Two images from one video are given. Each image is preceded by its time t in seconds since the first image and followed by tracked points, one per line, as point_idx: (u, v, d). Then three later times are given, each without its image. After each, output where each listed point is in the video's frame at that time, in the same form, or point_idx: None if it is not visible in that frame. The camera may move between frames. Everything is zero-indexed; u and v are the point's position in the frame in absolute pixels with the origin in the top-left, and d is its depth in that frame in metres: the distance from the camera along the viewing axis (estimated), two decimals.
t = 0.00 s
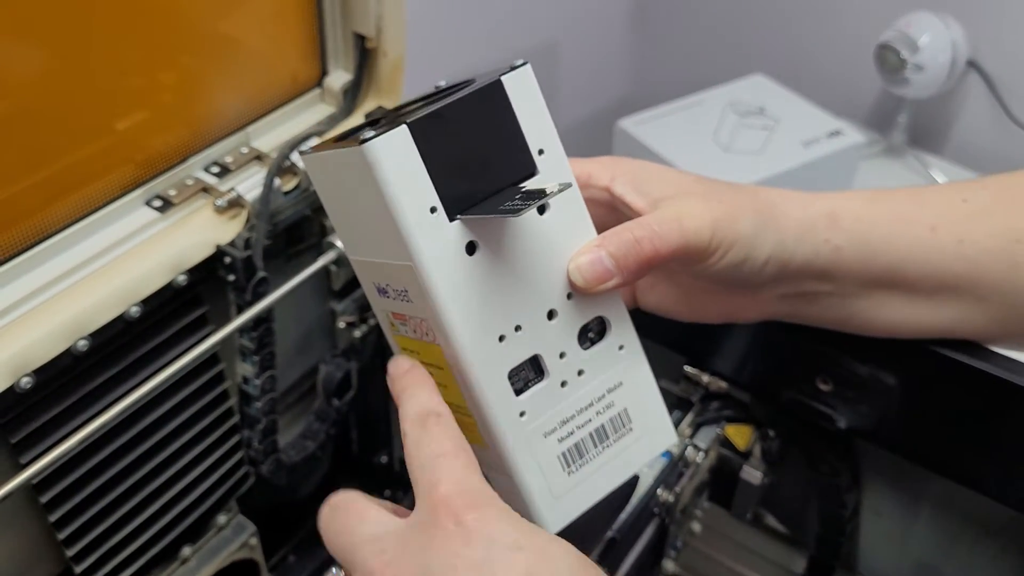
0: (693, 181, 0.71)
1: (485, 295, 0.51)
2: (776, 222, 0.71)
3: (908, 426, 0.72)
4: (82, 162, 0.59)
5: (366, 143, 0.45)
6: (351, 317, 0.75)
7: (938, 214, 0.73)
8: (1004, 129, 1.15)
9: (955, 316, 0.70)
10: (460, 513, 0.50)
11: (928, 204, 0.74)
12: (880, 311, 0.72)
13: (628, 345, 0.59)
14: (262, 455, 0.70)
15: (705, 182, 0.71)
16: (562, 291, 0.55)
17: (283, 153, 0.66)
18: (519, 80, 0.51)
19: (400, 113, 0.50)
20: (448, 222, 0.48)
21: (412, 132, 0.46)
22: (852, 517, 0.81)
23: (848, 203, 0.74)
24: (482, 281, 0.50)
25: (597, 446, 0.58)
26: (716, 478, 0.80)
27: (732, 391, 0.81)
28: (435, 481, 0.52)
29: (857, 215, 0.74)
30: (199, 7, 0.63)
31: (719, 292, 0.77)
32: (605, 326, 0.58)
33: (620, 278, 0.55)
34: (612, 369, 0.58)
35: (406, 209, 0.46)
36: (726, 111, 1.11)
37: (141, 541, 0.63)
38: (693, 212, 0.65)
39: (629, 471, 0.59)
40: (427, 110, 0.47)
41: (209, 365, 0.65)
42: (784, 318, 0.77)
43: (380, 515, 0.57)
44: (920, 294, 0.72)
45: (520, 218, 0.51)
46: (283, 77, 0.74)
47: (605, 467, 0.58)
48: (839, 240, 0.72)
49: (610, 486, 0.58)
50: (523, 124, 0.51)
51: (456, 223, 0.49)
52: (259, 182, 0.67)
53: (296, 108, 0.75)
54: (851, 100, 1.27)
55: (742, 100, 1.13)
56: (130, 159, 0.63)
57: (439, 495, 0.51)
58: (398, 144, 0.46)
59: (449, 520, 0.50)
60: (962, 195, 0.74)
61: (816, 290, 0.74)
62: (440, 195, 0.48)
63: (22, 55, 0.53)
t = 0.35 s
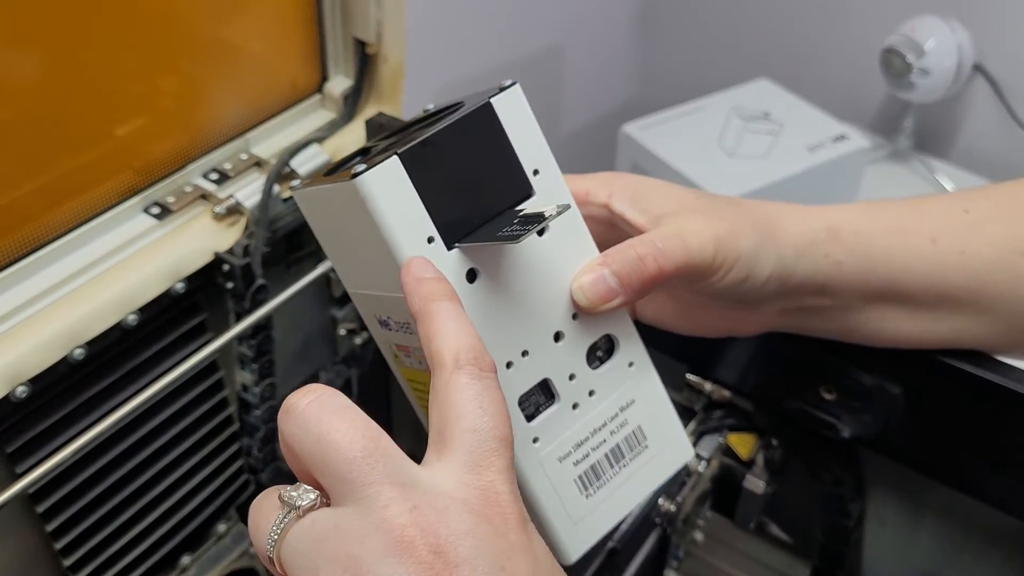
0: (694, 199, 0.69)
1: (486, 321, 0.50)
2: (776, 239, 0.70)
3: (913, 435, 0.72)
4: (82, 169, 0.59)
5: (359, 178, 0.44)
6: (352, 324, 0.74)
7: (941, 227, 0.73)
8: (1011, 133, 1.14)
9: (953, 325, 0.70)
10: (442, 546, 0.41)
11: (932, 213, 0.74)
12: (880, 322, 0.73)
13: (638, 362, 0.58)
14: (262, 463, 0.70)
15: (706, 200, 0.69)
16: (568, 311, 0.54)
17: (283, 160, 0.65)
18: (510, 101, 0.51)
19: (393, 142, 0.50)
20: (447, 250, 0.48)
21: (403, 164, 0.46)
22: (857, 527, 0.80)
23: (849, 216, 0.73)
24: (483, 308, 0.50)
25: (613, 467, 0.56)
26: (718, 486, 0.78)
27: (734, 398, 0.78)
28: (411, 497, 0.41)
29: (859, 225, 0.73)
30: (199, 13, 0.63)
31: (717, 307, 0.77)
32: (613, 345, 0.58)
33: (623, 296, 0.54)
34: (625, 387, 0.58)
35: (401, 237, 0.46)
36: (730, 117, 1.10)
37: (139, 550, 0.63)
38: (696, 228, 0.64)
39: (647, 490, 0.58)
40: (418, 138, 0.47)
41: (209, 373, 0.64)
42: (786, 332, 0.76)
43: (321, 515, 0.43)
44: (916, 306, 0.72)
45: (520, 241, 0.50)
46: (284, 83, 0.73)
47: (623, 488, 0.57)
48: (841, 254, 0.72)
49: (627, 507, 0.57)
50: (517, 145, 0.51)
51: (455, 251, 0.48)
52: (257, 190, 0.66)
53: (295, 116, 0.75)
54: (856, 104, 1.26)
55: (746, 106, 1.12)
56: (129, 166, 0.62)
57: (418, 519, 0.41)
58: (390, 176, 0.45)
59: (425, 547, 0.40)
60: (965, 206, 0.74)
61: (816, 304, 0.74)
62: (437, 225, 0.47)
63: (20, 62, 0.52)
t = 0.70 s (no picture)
0: (707, 212, 0.68)
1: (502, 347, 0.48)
2: (791, 252, 0.69)
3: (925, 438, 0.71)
4: (94, 172, 0.59)
5: (371, 209, 0.42)
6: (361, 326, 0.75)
7: (956, 236, 0.72)
8: None
9: (968, 336, 0.69)
10: (459, 554, 0.40)
11: (945, 219, 0.73)
12: (893, 333, 0.71)
13: (657, 381, 0.56)
14: (272, 467, 0.70)
15: (720, 213, 0.68)
16: (585, 334, 0.52)
17: (291, 162, 0.65)
18: (523, 120, 0.48)
19: (407, 164, 0.48)
20: (462, 277, 0.46)
21: (415, 189, 0.43)
22: (868, 532, 0.80)
23: (862, 226, 0.73)
24: (497, 333, 0.48)
25: (634, 488, 0.55)
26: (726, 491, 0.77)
27: (744, 403, 0.77)
28: (428, 504, 0.41)
29: (871, 234, 0.72)
30: (209, 16, 0.63)
31: (733, 326, 0.74)
32: (632, 364, 0.55)
33: (642, 318, 0.52)
34: (644, 407, 0.56)
35: (415, 266, 0.44)
36: (743, 119, 1.09)
37: (147, 552, 0.63)
38: (710, 245, 0.63)
39: (668, 509, 0.57)
40: (430, 163, 0.45)
41: (217, 375, 0.65)
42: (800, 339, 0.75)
43: (338, 519, 0.43)
44: (932, 316, 0.71)
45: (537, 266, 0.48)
46: (293, 86, 0.73)
47: (643, 507, 0.56)
48: (855, 266, 0.71)
49: (647, 528, 0.56)
50: (532, 166, 0.49)
51: (470, 277, 0.47)
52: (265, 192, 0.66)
53: (309, 115, 0.75)
54: (870, 108, 1.25)
55: (759, 108, 1.12)
56: (140, 170, 0.63)
57: (435, 526, 0.41)
58: (403, 205, 0.43)
59: (443, 554, 0.40)
60: (983, 214, 0.73)
61: (829, 314, 0.73)
62: (452, 251, 0.46)
63: (28, 66, 0.53)
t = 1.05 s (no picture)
0: (709, 211, 0.67)
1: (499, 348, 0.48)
2: (791, 256, 0.68)
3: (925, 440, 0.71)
4: (93, 172, 0.59)
5: (369, 207, 0.42)
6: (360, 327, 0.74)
7: (957, 238, 0.71)
8: None
9: (969, 337, 0.68)
10: (457, 556, 0.40)
11: (947, 219, 0.73)
12: (891, 332, 0.71)
13: (654, 383, 0.56)
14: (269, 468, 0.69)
15: (721, 214, 0.67)
16: (582, 334, 0.51)
17: (288, 164, 0.65)
18: (523, 120, 0.48)
19: (408, 161, 0.48)
20: (459, 277, 0.46)
21: (414, 188, 0.43)
22: (868, 535, 0.79)
23: (865, 228, 0.72)
24: (494, 334, 0.48)
25: (629, 489, 0.55)
26: (724, 492, 0.76)
27: (743, 405, 0.77)
28: (427, 505, 0.41)
29: (874, 234, 0.71)
30: (209, 17, 0.63)
31: (733, 326, 0.73)
32: (629, 365, 0.55)
33: (640, 320, 0.52)
34: (641, 409, 0.55)
35: (412, 265, 0.44)
36: (744, 120, 1.09)
37: (144, 554, 0.63)
38: (710, 249, 0.62)
39: (663, 511, 0.57)
40: (430, 160, 0.44)
41: (216, 377, 0.64)
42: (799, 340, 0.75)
43: (337, 521, 0.43)
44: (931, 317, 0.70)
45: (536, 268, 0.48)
46: (291, 87, 0.73)
47: (638, 508, 0.55)
48: (856, 268, 0.70)
49: (642, 529, 0.56)
50: (531, 164, 0.48)
51: (468, 278, 0.46)
52: (264, 193, 0.66)
53: (307, 116, 0.75)
54: (872, 109, 1.25)
55: (760, 109, 1.11)
56: (138, 170, 0.62)
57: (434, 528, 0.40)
58: (402, 203, 0.43)
59: (441, 556, 0.40)
60: (984, 216, 0.73)
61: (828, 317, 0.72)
62: (450, 251, 0.45)
63: (28, 66, 0.52)
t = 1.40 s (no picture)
0: (715, 208, 0.67)
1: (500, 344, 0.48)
2: (799, 253, 0.68)
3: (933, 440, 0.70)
4: (105, 171, 0.60)
5: (370, 205, 0.42)
6: (370, 326, 0.74)
7: (966, 237, 0.71)
8: None
9: (975, 337, 0.68)
10: (469, 550, 0.40)
11: (959, 218, 0.72)
12: (899, 330, 0.71)
13: (655, 380, 0.56)
14: (277, 468, 0.70)
15: (728, 211, 0.67)
16: (583, 332, 0.51)
17: (298, 163, 0.65)
18: (526, 118, 0.47)
19: (411, 158, 0.48)
20: (460, 273, 0.46)
21: (415, 186, 0.43)
22: (877, 536, 0.78)
23: (871, 226, 0.72)
24: (495, 331, 0.48)
25: (629, 486, 0.55)
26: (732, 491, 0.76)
27: (751, 404, 0.77)
28: (438, 500, 0.41)
29: (883, 233, 0.71)
30: (219, 19, 0.63)
31: (741, 325, 0.74)
32: (630, 363, 0.55)
33: (641, 319, 0.52)
34: (642, 406, 0.55)
35: (412, 262, 0.44)
36: (755, 118, 1.09)
37: (155, 552, 0.63)
38: (716, 247, 0.62)
39: (663, 508, 0.57)
40: (429, 160, 0.44)
41: (224, 375, 0.64)
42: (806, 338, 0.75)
43: (349, 516, 0.43)
44: (941, 316, 0.70)
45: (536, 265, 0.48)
46: (301, 88, 0.73)
47: (638, 504, 0.55)
48: (864, 268, 0.70)
49: (641, 525, 0.56)
50: (533, 164, 0.48)
51: (468, 274, 0.46)
52: (273, 193, 0.66)
53: (318, 116, 0.76)
54: (885, 107, 1.24)
55: (771, 107, 1.11)
56: (149, 169, 0.63)
57: (445, 522, 0.40)
58: (403, 200, 0.43)
59: (453, 549, 0.40)
60: (993, 215, 0.72)
61: (835, 316, 0.72)
62: (451, 249, 0.45)
63: (41, 68, 0.53)
